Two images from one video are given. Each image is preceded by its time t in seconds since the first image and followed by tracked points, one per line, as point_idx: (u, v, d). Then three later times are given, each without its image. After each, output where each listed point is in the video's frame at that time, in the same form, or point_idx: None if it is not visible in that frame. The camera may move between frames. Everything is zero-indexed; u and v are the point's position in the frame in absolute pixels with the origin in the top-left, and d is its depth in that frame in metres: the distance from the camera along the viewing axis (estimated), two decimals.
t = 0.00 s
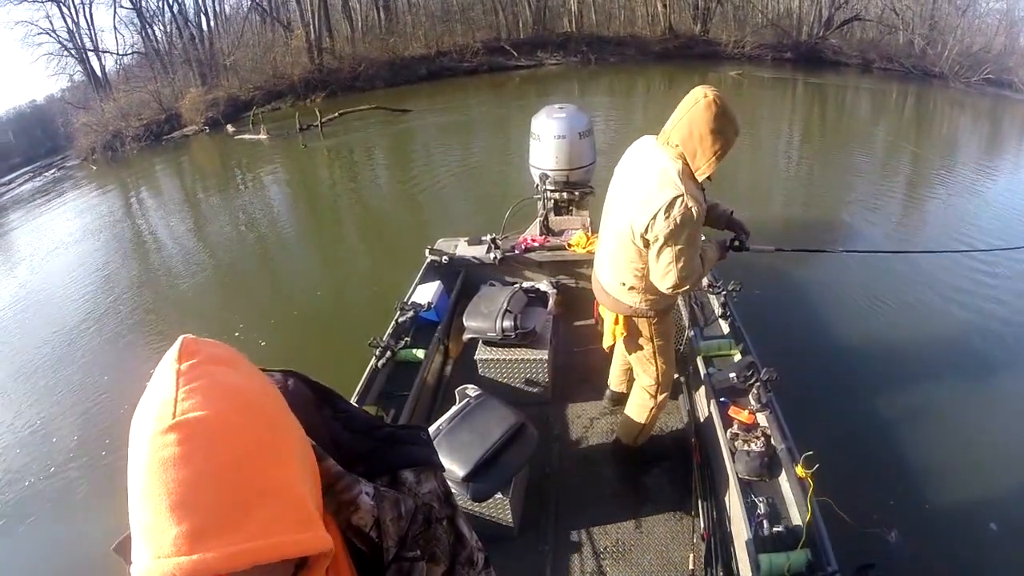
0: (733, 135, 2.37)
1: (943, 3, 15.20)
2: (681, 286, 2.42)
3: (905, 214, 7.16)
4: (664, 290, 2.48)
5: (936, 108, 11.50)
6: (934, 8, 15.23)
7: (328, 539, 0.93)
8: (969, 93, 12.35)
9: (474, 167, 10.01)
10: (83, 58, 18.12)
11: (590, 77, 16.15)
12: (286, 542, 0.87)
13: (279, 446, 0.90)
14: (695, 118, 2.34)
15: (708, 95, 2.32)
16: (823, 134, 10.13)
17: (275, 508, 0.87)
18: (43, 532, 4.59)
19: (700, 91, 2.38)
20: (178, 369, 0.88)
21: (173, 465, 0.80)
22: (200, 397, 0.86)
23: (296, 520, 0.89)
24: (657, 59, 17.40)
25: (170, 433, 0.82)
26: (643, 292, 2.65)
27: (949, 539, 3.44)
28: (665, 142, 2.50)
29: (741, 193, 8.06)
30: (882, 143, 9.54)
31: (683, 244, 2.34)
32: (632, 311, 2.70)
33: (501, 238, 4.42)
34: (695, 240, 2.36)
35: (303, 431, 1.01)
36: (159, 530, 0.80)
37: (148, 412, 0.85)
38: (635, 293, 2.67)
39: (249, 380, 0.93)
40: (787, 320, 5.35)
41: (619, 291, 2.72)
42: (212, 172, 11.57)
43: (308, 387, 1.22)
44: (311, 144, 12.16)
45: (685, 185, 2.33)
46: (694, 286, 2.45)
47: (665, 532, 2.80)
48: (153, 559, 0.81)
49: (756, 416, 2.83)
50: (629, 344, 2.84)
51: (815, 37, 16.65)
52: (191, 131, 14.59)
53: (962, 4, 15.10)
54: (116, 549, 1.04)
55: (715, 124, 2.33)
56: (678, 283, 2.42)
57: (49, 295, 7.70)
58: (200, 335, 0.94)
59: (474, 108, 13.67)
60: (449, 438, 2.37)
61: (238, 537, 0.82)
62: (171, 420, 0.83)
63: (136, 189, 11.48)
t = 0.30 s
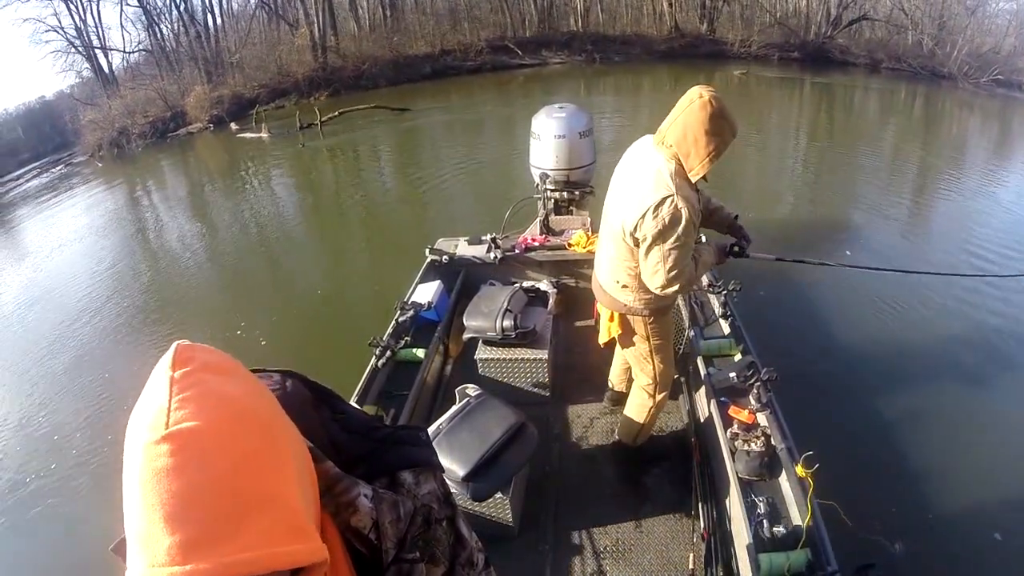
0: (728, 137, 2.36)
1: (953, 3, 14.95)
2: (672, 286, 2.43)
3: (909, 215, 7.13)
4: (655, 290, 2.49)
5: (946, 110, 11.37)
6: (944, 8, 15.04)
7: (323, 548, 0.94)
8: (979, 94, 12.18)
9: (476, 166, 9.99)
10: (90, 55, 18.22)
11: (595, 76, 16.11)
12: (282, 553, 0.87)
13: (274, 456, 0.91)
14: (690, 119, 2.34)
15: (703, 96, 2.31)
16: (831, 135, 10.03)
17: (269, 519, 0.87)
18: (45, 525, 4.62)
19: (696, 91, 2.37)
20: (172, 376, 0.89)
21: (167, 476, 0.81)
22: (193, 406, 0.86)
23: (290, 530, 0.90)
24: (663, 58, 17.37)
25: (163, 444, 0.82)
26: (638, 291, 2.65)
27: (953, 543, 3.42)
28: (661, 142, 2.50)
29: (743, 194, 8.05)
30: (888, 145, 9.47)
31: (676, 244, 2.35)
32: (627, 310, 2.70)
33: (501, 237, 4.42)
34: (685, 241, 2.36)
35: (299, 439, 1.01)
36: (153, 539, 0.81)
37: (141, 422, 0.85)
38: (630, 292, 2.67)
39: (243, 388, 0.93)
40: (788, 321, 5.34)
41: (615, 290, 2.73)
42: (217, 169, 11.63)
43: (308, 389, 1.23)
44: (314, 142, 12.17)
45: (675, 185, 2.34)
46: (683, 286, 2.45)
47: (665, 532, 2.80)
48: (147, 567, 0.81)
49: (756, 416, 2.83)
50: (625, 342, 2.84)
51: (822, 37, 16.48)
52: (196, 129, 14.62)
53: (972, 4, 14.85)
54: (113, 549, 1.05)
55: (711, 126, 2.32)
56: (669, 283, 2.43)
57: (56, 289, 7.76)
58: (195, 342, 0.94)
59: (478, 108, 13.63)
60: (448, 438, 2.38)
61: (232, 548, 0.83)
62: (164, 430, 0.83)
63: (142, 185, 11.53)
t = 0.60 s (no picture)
0: (728, 137, 2.36)
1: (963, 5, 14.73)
2: (674, 287, 2.43)
3: (913, 218, 7.09)
4: (657, 290, 2.49)
5: (953, 112, 11.25)
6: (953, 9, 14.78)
7: (325, 553, 0.94)
8: (988, 96, 12.03)
9: (478, 166, 9.97)
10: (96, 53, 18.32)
11: (599, 76, 16.05)
12: (286, 557, 0.88)
13: (276, 460, 0.91)
14: (690, 119, 2.33)
15: (704, 96, 2.31)
16: (836, 137, 9.97)
17: (271, 523, 0.87)
18: (47, 519, 4.66)
19: (696, 92, 2.36)
20: (173, 379, 0.88)
21: (169, 481, 0.81)
22: (194, 411, 0.86)
23: (293, 535, 0.90)
24: (667, 59, 17.32)
25: (165, 449, 0.82)
26: (639, 292, 2.64)
27: (953, 545, 3.41)
28: (661, 142, 2.50)
29: (746, 195, 8.04)
30: (892, 147, 9.41)
31: (676, 245, 2.34)
32: (629, 311, 2.70)
33: (501, 237, 4.42)
34: (687, 242, 2.35)
35: (301, 440, 1.01)
36: (155, 542, 0.81)
37: (142, 427, 0.85)
38: (632, 292, 2.67)
39: (245, 391, 0.93)
40: (789, 322, 5.32)
41: (616, 290, 2.73)
42: (221, 167, 11.68)
43: (309, 390, 1.23)
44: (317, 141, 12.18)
45: (677, 186, 2.34)
46: (686, 287, 2.44)
47: (665, 533, 2.80)
48: (149, 570, 0.82)
49: (756, 416, 2.82)
50: (627, 343, 2.83)
51: (829, 37, 16.33)
52: (200, 127, 14.66)
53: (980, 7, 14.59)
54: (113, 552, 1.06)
55: (711, 125, 2.32)
56: (671, 284, 2.43)
57: (64, 285, 7.82)
58: (196, 345, 0.94)
59: (480, 108, 13.58)
60: (449, 438, 2.38)
61: (235, 553, 0.83)
62: (165, 435, 0.83)
63: (148, 183, 11.58)
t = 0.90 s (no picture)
0: (726, 136, 2.34)
1: (972, 7, 14.45)
2: (667, 287, 2.43)
3: (915, 220, 7.06)
4: (651, 290, 2.50)
5: (960, 115, 11.15)
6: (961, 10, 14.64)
7: (328, 555, 0.93)
8: (996, 98, 11.90)
9: (480, 166, 9.95)
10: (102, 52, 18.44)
11: (604, 77, 16.04)
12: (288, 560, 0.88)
13: (278, 463, 0.90)
14: (687, 118, 2.32)
15: (701, 96, 2.29)
16: (840, 139, 9.91)
17: (275, 526, 0.87)
18: (50, 513, 4.69)
19: (694, 91, 2.35)
20: (176, 381, 0.89)
21: (170, 484, 0.81)
22: (197, 412, 0.86)
23: (297, 537, 0.90)
24: (672, 59, 17.29)
25: (168, 450, 0.82)
26: (636, 291, 2.65)
27: (954, 549, 3.40)
28: (659, 142, 2.50)
29: (747, 196, 8.04)
30: (897, 149, 9.35)
31: (669, 245, 2.36)
32: (626, 310, 2.70)
33: (501, 237, 4.42)
34: (680, 241, 2.37)
35: (303, 443, 1.01)
36: (157, 544, 0.82)
37: (145, 429, 0.85)
38: (629, 291, 2.67)
39: (247, 394, 0.93)
40: (789, 325, 5.31)
41: (614, 289, 2.74)
42: (225, 166, 11.73)
43: (312, 391, 1.24)
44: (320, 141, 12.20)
45: (671, 185, 2.35)
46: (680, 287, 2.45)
47: (665, 532, 2.80)
48: (152, 572, 0.82)
49: (756, 416, 2.81)
50: (626, 342, 2.84)
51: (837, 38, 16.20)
52: (204, 126, 14.72)
53: (989, 8, 14.23)
54: (116, 550, 1.06)
55: (708, 126, 2.30)
56: (664, 284, 2.44)
57: (71, 281, 7.88)
58: (199, 347, 0.94)
59: (484, 108, 13.56)
60: (449, 438, 2.38)
61: (238, 555, 0.83)
62: (168, 437, 0.83)
63: (154, 180, 11.64)
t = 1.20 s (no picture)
0: (727, 138, 2.33)
1: (981, 11, 14.09)
2: (663, 287, 2.44)
3: (919, 223, 7.03)
4: (646, 290, 2.51)
5: (969, 117, 11.05)
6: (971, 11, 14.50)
7: (329, 554, 0.94)
8: (1005, 100, 11.77)
9: (483, 167, 9.95)
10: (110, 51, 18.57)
11: (609, 78, 16.04)
12: (290, 560, 0.88)
13: (280, 463, 0.91)
14: (687, 120, 2.31)
15: (702, 97, 2.29)
16: (845, 141, 9.88)
17: (277, 525, 0.87)
18: (54, 509, 4.72)
19: (695, 92, 2.34)
20: (177, 381, 0.89)
21: (171, 484, 0.82)
22: (198, 413, 0.86)
23: (299, 537, 0.90)
24: (677, 60, 17.24)
25: (170, 450, 0.83)
26: (634, 291, 2.65)
27: (956, 551, 3.38)
28: (659, 143, 2.50)
29: (749, 198, 8.04)
30: (902, 151, 9.31)
31: (665, 245, 2.36)
32: (625, 310, 2.70)
33: (502, 237, 4.42)
34: (676, 243, 2.37)
35: (305, 442, 1.01)
36: (159, 545, 0.82)
37: (147, 429, 0.86)
38: (626, 291, 2.67)
39: (249, 394, 0.93)
40: (789, 327, 5.30)
41: (613, 289, 2.74)
42: (231, 164, 11.78)
43: (313, 391, 1.24)
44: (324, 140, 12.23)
45: (669, 187, 2.36)
46: (676, 288, 2.44)
47: (665, 532, 2.79)
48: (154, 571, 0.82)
49: (756, 416, 2.80)
50: (624, 342, 2.85)
51: (845, 39, 16.05)
52: (209, 125, 14.79)
53: (998, 10, 13.71)
54: (117, 549, 1.06)
55: (708, 128, 2.29)
56: (660, 284, 2.44)
57: (78, 278, 7.92)
58: (200, 347, 0.94)
59: (488, 108, 13.54)
60: (449, 438, 2.38)
61: (238, 556, 0.83)
62: (170, 437, 0.84)
63: (162, 178, 11.70)
